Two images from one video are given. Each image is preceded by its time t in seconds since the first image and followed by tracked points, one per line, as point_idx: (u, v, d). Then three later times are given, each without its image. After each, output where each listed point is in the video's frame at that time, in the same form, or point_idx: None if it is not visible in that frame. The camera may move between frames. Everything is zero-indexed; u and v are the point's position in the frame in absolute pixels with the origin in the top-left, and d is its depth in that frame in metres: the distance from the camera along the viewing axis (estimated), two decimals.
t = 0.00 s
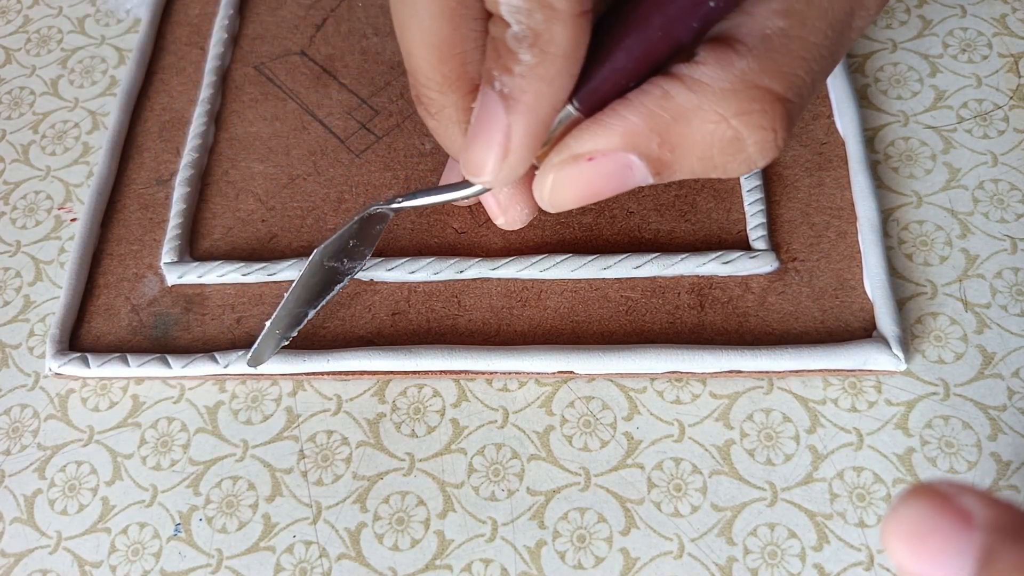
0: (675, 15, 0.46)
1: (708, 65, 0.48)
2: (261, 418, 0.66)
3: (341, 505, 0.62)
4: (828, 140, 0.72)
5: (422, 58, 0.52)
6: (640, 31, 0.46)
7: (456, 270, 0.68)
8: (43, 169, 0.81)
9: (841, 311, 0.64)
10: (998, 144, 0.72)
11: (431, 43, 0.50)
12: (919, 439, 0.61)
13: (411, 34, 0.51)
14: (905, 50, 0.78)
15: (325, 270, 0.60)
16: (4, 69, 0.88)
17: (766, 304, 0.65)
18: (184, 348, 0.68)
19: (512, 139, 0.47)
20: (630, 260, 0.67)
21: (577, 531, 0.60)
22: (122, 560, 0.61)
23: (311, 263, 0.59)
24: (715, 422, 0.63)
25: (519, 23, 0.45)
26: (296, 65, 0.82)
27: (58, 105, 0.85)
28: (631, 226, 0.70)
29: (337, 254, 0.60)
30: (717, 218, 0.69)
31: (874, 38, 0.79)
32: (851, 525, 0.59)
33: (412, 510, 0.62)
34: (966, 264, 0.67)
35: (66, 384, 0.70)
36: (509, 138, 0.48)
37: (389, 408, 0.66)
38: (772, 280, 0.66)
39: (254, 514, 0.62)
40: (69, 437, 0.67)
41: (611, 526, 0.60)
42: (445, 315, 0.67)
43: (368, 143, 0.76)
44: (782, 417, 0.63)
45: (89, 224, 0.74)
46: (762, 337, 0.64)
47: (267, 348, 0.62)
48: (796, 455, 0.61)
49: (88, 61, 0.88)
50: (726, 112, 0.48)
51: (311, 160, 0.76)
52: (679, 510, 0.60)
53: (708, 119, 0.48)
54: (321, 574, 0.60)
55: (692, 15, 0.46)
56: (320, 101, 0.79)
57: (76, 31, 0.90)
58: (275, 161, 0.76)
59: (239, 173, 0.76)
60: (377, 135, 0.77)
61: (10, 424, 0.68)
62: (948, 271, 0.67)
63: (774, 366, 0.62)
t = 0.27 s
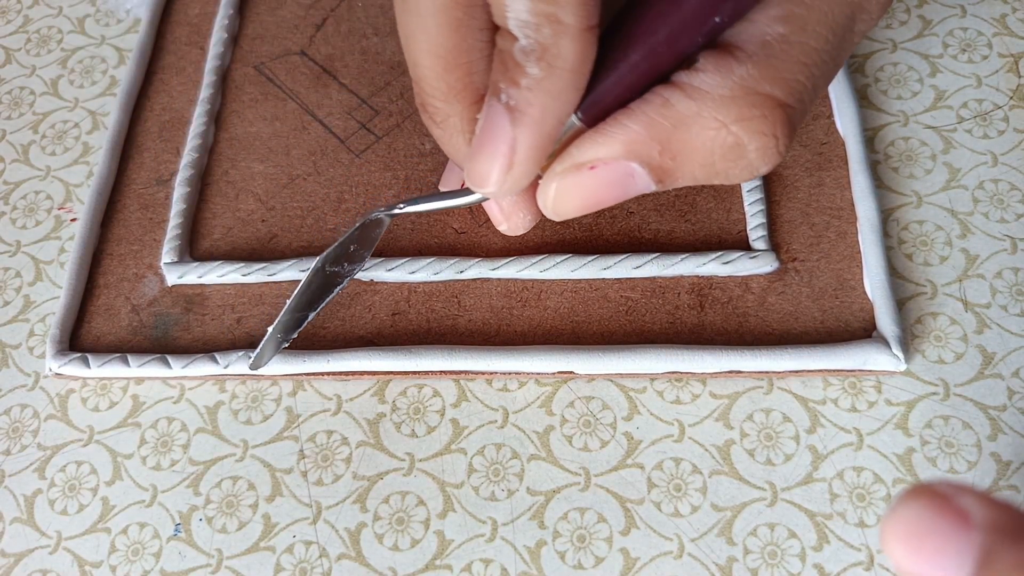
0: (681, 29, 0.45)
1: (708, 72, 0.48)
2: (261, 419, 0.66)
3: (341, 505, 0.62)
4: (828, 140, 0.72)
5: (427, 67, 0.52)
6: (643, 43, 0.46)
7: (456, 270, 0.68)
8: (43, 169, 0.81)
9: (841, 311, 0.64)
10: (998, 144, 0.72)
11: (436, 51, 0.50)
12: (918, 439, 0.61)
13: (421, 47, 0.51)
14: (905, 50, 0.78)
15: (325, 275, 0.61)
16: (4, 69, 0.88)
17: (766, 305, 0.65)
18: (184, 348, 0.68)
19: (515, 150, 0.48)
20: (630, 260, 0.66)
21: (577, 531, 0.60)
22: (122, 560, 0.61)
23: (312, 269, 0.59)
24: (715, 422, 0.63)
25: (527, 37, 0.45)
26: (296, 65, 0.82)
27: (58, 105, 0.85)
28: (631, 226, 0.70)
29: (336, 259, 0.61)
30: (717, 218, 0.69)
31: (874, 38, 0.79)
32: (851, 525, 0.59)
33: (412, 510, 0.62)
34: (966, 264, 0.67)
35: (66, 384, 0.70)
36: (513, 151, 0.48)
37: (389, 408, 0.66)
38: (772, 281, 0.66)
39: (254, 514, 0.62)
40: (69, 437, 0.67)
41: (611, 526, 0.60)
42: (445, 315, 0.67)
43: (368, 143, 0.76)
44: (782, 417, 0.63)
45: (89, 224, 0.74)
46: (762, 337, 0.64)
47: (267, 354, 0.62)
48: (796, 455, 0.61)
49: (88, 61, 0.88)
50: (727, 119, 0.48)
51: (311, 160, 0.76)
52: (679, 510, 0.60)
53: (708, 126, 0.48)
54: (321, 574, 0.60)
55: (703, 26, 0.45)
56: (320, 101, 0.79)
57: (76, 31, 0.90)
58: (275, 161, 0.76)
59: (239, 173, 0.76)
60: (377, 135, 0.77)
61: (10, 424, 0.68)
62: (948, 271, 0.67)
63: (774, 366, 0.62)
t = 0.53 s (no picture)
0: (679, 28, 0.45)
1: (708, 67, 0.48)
2: (261, 418, 0.66)
3: (341, 505, 0.62)
4: (828, 140, 0.72)
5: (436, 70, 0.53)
6: None
7: (456, 270, 0.68)
8: (42, 169, 0.81)
9: (841, 311, 0.64)
10: (998, 144, 0.72)
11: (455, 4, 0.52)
12: (919, 439, 0.61)
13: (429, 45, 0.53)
14: (905, 50, 0.78)
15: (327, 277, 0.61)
16: (4, 70, 0.88)
17: (766, 304, 0.65)
18: (184, 348, 0.68)
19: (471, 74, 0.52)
20: (630, 260, 0.66)
21: (577, 531, 0.60)
22: (122, 560, 0.61)
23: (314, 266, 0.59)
24: (715, 422, 0.63)
25: None
26: (296, 65, 0.82)
27: (58, 105, 0.85)
28: (631, 226, 0.70)
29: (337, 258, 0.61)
30: (717, 218, 0.69)
31: (874, 38, 0.79)
32: (851, 525, 0.58)
33: (412, 510, 0.62)
34: (966, 264, 0.67)
35: (66, 384, 0.70)
36: (493, 74, 0.52)
37: (389, 408, 0.66)
38: (772, 280, 0.66)
39: (254, 514, 0.62)
40: (70, 437, 0.67)
41: (611, 526, 0.60)
42: (445, 315, 0.67)
43: (369, 143, 0.76)
44: (782, 417, 0.63)
45: (89, 224, 0.74)
46: (762, 337, 0.64)
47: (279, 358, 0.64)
48: (795, 455, 0.61)
49: (88, 61, 0.88)
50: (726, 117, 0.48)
51: (311, 160, 0.76)
52: (679, 510, 0.60)
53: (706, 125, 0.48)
54: (321, 574, 0.60)
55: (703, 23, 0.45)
56: (320, 101, 0.79)
57: (76, 31, 0.90)
58: (274, 161, 0.76)
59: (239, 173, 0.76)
60: (377, 135, 0.77)
61: (10, 424, 0.68)
62: (948, 271, 0.67)
63: (774, 365, 0.62)
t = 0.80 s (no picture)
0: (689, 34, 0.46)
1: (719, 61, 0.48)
2: (261, 419, 0.66)
3: (341, 505, 0.62)
4: (828, 140, 0.72)
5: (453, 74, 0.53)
6: None
7: (456, 270, 0.68)
8: (42, 169, 0.81)
9: (841, 311, 0.64)
10: (998, 144, 0.72)
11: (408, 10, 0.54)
12: (919, 439, 0.61)
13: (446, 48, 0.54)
14: (905, 50, 0.78)
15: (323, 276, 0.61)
16: (4, 70, 0.88)
17: (766, 304, 0.65)
18: (184, 348, 0.68)
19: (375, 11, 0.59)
20: (630, 260, 0.66)
21: (577, 532, 0.60)
22: (122, 560, 0.61)
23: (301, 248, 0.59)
24: (714, 422, 0.63)
25: None
26: (296, 65, 0.82)
27: (58, 105, 0.85)
28: (631, 226, 0.70)
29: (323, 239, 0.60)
30: (717, 218, 0.69)
31: (874, 38, 0.79)
32: (851, 525, 0.58)
33: (412, 510, 0.62)
34: (966, 264, 0.67)
35: (66, 384, 0.70)
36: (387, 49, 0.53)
37: (389, 408, 0.66)
38: (772, 280, 0.66)
39: (254, 514, 0.62)
40: (70, 437, 0.67)
41: (611, 526, 0.60)
42: (445, 315, 0.67)
43: (369, 143, 0.76)
44: (782, 417, 0.63)
45: (89, 224, 0.74)
46: (762, 337, 0.64)
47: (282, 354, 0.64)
48: (795, 455, 0.61)
49: (88, 61, 0.88)
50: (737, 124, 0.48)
51: (311, 160, 0.76)
52: (679, 510, 0.60)
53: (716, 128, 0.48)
54: (321, 574, 0.60)
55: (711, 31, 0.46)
56: (320, 101, 0.79)
57: (76, 32, 0.90)
58: (274, 161, 0.76)
59: (239, 173, 0.76)
60: (377, 135, 0.77)
61: (10, 424, 0.68)
62: (948, 271, 0.67)
63: (774, 365, 0.62)
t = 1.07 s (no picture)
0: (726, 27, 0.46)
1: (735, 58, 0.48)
2: (261, 419, 0.66)
3: (341, 505, 0.62)
4: (828, 140, 0.72)
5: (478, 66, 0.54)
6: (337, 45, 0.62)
7: (456, 270, 0.68)
8: (42, 169, 0.81)
9: (841, 311, 0.64)
10: (998, 144, 0.72)
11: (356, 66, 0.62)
12: (919, 439, 0.61)
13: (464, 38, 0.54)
14: (905, 50, 0.78)
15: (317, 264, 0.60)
16: (4, 70, 0.88)
17: (766, 304, 0.65)
18: (184, 348, 0.68)
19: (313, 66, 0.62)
20: (630, 260, 0.66)
21: (577, 531, 0.60)
22: (122, 560, 0.61)
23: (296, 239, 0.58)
24: (714, 422, 0.63)
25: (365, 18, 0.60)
26: (296, 65, 0.82)
27: (58, 105, 0.85)
28: (631, 226, 0.70)
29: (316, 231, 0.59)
30: (717, 218, 0.69)
31: (874, 38, 0.79)
32: (851, 525, 0.58)
33: (412, 510, 0.62)
34: (966, 264, 0.67)
35: (66, 384, 0.70)
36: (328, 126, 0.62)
37: (389, 408, 0.66)
38: (772, 280, 0.66)
39: (254, 514, 0.62)
40: (70, 437, 0.67)
41: (611, 526, 0.60)
42: (445, 315, 0.67)
43: (369, 143, 0.76)
44: (782, 417, 0.63)
45: (89, 224, 0.74)
46: (762, 337, 0.64)
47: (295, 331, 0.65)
48: (795, 455, 0.61)
49: (88, 61, 0.88)
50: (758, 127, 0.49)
51: (311, 160, 0.76)
52: (679, 510, 0.60)
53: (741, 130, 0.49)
54: (321, 574, 0.60)
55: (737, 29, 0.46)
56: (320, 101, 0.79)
57: (76, 32, 0.90)
58: (274, 161, 0.76)
59: (239, 173, 0.76)
60: (377, 135, 0.77)
61: (10, 424, 0.68)
62: (948, 271, 0.67)
63: (774, 366, 0.62)
